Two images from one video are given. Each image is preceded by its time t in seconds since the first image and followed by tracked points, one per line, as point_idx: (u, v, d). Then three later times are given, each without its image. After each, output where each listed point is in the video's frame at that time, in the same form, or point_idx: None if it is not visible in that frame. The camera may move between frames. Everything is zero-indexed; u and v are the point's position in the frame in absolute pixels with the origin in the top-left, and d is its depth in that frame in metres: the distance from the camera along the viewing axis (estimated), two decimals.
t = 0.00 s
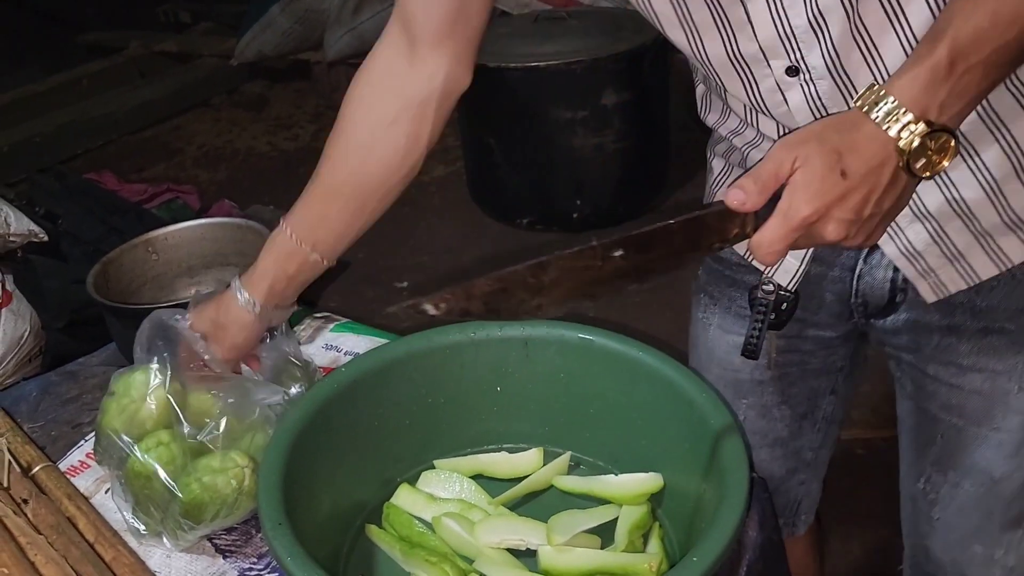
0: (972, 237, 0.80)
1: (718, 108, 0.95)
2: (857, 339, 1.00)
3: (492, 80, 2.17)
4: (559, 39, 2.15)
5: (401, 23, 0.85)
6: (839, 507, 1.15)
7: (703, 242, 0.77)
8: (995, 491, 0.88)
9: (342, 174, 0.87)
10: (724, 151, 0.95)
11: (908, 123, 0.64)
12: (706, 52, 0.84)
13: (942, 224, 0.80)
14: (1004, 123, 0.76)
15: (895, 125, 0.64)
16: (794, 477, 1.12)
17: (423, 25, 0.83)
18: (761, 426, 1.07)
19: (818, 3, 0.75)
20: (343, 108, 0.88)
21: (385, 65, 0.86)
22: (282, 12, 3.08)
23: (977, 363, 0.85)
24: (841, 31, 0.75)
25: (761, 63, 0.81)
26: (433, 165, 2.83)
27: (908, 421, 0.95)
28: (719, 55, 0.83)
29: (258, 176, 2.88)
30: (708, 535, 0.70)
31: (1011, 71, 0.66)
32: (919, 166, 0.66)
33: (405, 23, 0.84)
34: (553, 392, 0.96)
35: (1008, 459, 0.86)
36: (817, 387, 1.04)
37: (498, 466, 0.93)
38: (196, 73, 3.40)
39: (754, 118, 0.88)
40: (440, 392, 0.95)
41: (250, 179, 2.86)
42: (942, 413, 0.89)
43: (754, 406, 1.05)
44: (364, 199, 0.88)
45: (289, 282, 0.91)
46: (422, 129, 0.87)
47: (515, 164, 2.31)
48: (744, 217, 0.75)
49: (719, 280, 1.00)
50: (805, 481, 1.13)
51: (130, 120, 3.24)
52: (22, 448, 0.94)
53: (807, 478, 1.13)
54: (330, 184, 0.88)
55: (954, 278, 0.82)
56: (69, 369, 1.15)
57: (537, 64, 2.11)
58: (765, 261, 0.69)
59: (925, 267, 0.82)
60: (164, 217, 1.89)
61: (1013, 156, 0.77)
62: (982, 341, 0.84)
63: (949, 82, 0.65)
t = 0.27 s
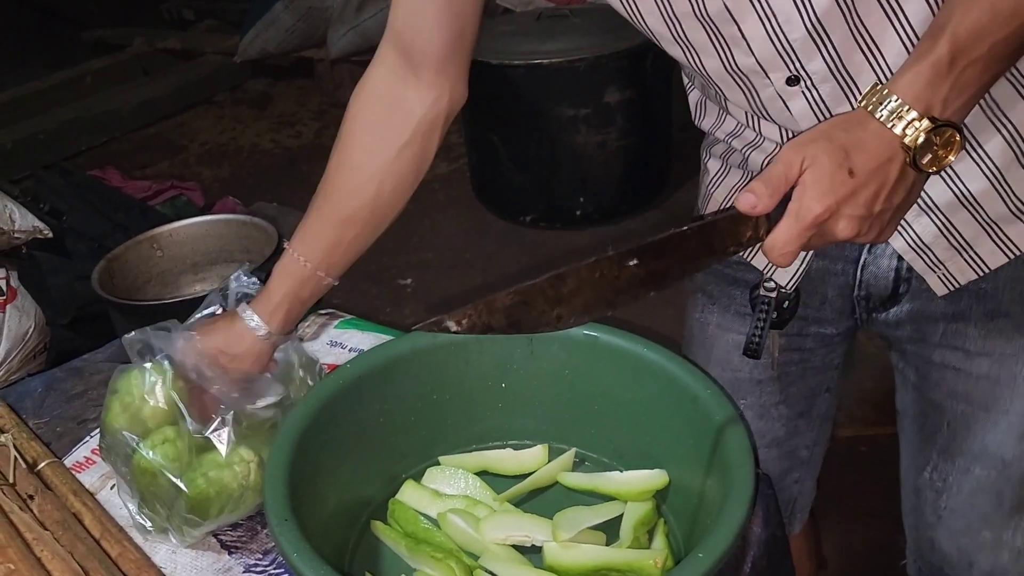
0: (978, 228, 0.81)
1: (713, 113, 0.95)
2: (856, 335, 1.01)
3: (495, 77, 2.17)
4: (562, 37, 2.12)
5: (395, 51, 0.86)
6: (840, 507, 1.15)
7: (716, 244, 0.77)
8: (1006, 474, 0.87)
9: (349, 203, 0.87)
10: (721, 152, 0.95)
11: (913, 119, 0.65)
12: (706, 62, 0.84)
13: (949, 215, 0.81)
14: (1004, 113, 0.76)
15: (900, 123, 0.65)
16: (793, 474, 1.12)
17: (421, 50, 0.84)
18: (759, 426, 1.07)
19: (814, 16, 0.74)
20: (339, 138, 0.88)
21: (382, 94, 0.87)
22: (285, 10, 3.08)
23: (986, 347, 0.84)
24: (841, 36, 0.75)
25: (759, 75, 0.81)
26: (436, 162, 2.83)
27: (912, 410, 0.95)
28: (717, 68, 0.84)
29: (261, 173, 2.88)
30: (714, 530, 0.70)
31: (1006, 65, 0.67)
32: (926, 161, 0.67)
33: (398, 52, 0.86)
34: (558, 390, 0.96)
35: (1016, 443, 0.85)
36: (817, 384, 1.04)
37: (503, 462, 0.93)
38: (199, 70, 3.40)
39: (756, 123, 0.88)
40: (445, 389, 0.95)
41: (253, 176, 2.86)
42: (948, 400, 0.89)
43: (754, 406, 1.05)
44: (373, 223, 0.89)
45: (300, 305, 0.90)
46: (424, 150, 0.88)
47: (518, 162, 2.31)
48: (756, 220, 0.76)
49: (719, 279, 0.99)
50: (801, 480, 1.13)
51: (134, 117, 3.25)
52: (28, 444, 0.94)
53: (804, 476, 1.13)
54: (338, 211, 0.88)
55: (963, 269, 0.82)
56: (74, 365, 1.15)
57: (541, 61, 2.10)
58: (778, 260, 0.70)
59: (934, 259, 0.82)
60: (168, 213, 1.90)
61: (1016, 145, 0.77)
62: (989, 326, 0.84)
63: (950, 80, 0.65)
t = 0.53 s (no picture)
0: (982, 216, 0.81)
1: (708, 116, 0.94)
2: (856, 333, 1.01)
3: (497, 74, 2.16)
4: (564, 32, 2.12)
5: (409, 71, 0.86)
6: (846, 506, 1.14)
7: (713, 233, 0.80)
8: (1013, 463, 0.86)
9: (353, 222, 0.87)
10: (718, 153, 0.94)
11: (910, 104, 0.66)
12: (704, 65, 0.83)
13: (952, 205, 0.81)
14: (1000, 98, 0.76)
15: (896, 108, 0.66)
16: (793, 472, 1.12)
17: (432, 70, 0.84)
18: (761, 424, 1.07)
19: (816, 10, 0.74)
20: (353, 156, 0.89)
21: (396, 114, 0.87)
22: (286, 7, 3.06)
23: (990, 335, 0.84)
24: (841, 28, 0.75)
25: (760, 74, 0.80)
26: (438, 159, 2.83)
27: (918, 400, 0.94)
28: (717, 69, 0.82)
29: (263, 171, 2.87)
30: (715, 530, 0.70)
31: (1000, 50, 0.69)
32: (924, 145, 0.68)
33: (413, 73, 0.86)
34: (560, 388, 0.96)
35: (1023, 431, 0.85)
36: (818, 383, 1.04)
37: (503, 461, 0.93)
38: (200, 67, 3.40)
39: (755, 121, 0.87)
40: (446, 389, 0.95)
41: (255, 174, 2.86)
42: (954, 390, 0.88)
43: (756, 404, 1.05)
44: (376, 247, 0.88)
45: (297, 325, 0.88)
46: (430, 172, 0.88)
47: (520, 160, 2.31)
48: (755, 206, 0.78)
49: (720, 276, 0.98)
50: (803, 477, 1.13)
51: (135, 115, 3.24)
52: (28, 443, 0.93)
53: (805, 474, 1.13)
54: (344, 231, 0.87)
55: (968, 258, 0.82)
56: (75, 364, 1.15)
57: (542, 58, 2.09)
58: (779, 248, 0.69)
59: (937, 251, 0.82)
60: (170, 211, 1.89)
61: (1014, 130, 0.77)
62: (993, 314, 0.84)
63: (945, 65, 0.67)
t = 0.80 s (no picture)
0: (973, 221, 0.81)
1: (703, 115, 0.94)
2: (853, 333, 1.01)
3: (498, 73, 2.16)
4: (565, 31, 2.12)
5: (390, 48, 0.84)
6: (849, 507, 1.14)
7: (717, 243, 0.78)
8: (1011, 463, 0.87)
9: (322, 197, 0.86)
10: (715, 153, 0.94)
11: (909, 112, 0.66)
12: (697, 64, 0.83)
13: (941, 208, 0.81)
14: (996, 103, 0.77)
15: (894, 117, 0.66)
16: (792, 471, 1.12)
17: (414, 52, 0.83)
18: (759, 425, 1.07)
19: (807, 10, 0.74)
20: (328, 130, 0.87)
21: (371, 91, 0.86)
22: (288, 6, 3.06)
23: (987, 335, 0.84)
24: (833, 29, 0.75)
25: (752, 74, 0.80)
26: (439, 158, 2.83)
27: (914, 401, 0.94)
28: (709, 68, 0.83)
29: (264, 169, 2.88)
30: (715, 529, 0.70)
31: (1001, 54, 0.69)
32: (922, 154, 0.68)
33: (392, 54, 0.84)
34: (561, 387, 0.96)
35: (1020, 431, 0.85)
36: (816, 383, 1.04)
37: (503, 460, 0.93)
38: (202, 66, 3.40)
39: (748, 122, 0.87)
40: (447, 387, 0.95)
41: (257, 173, 2.86)
42: (952, 391, 0.89)
43: (754, 404, 1.05)
44: (344, 223, 0.87)
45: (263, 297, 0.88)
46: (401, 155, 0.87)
47: (521, 159, 2.31)
48: (754, 218, 0.77)
49: (717, 278, 0.99)
50: (800, 477, 1.13)
51: (137, 113, 3.25)
52: (30, 441, 0.94)
53: (803, 474, 1.13)
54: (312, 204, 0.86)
55: (958, 262, 0.82)
56: (77, 363, 1.15)
57: (543, 57, 2.10)
58: (783, 257, 0.72)
59: (928, 253, 0.83)
60: (171, 210, 1.90)
61: (1009, 135, 0.78)
62: (990, 314, 0.84)
63: (942, 72, 0.67)
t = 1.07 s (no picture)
0: (968, 224, 0.81)
1: (701, 113, 0.94)
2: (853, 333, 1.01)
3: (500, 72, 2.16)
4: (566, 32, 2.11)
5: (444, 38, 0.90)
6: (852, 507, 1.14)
7: (712, 249, 0.78)
8: (1008, 467, 0.86)
9: (384, 181, 0.93)
10: (713, 151, 0.94)
11: (906, 119, 0.65)
12: (695, 58, 0.83)
13: (937, 210, 0.81)
14: (992, 106, 0.76)
15: (891, 122, 0.66)
16: (793, 470, 1.12)
17: (467, 36, 0.88)
18: (759, 424, 1.07)
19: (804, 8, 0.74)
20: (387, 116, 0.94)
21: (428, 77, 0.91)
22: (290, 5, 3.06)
23: (982, 338, 0.84)
24: (830, 28, 0.75)
25: (749, 71, 0.80)
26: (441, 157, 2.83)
27: (911, 403, 0.94)
28: (707, 63, 0.83)
29: (266, 168, 2.88)
30: (716, 528, 0.70)
31: (999, 60, 0.68)
32: (918, 161, 0.68)
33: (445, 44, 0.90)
34: (562, 386, 0.96)
35: (1016, 435, 0.84)
36: (816, 383, 1.04)
37: (504, 458, 0.93)
38: (204, 65, 3.40)
39: (745, 120, 0.87)
40: (448, 387, 0.95)
41: (258, 171, 2.86)
42: (948, 393, 0.88)
43: (755, 404, 1.05)
44: (393, 213, 0.94)
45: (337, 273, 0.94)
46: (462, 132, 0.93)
47: (522, 158, 2.31)
48: (750, 224, 0.76)
49: (715, 276, 0.99)
50: (801, 476, 1.13)
51: (138, 112, 3.25)
52: (31, 439, 0.93)
53: (805, 473, 1.13)
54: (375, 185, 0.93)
55: (952, 266, 0.82)
56: (78, 361, 1.16)
57: (545, 56, 2.10)
58: (777, 263, 0.71)
59: (922, 256, 0.82)
60: (172, 209, 1.90)
61: (1004, 139, 0.77)
62: (986, 315, 0.84)
63: (938, 78, 0.66)
